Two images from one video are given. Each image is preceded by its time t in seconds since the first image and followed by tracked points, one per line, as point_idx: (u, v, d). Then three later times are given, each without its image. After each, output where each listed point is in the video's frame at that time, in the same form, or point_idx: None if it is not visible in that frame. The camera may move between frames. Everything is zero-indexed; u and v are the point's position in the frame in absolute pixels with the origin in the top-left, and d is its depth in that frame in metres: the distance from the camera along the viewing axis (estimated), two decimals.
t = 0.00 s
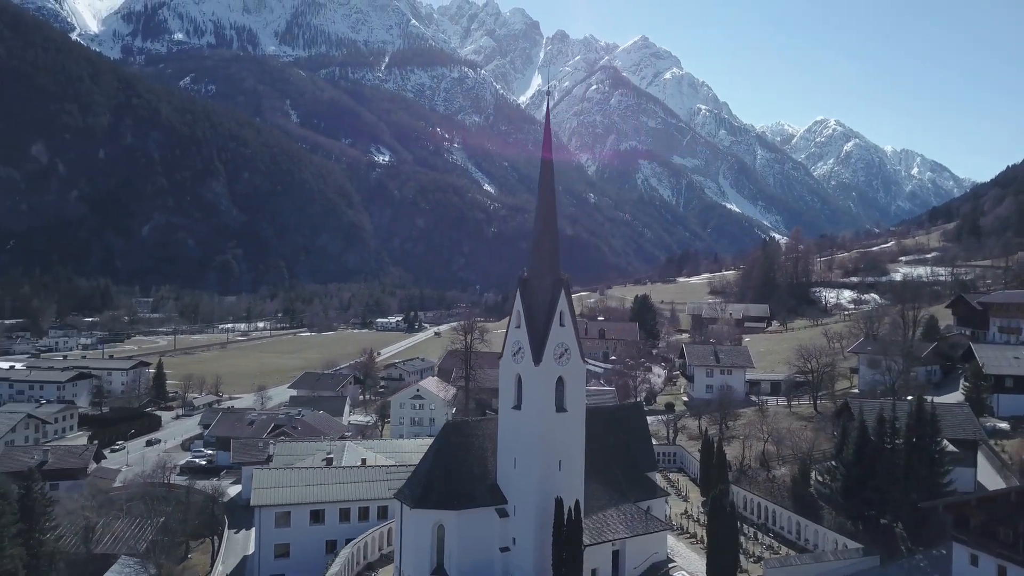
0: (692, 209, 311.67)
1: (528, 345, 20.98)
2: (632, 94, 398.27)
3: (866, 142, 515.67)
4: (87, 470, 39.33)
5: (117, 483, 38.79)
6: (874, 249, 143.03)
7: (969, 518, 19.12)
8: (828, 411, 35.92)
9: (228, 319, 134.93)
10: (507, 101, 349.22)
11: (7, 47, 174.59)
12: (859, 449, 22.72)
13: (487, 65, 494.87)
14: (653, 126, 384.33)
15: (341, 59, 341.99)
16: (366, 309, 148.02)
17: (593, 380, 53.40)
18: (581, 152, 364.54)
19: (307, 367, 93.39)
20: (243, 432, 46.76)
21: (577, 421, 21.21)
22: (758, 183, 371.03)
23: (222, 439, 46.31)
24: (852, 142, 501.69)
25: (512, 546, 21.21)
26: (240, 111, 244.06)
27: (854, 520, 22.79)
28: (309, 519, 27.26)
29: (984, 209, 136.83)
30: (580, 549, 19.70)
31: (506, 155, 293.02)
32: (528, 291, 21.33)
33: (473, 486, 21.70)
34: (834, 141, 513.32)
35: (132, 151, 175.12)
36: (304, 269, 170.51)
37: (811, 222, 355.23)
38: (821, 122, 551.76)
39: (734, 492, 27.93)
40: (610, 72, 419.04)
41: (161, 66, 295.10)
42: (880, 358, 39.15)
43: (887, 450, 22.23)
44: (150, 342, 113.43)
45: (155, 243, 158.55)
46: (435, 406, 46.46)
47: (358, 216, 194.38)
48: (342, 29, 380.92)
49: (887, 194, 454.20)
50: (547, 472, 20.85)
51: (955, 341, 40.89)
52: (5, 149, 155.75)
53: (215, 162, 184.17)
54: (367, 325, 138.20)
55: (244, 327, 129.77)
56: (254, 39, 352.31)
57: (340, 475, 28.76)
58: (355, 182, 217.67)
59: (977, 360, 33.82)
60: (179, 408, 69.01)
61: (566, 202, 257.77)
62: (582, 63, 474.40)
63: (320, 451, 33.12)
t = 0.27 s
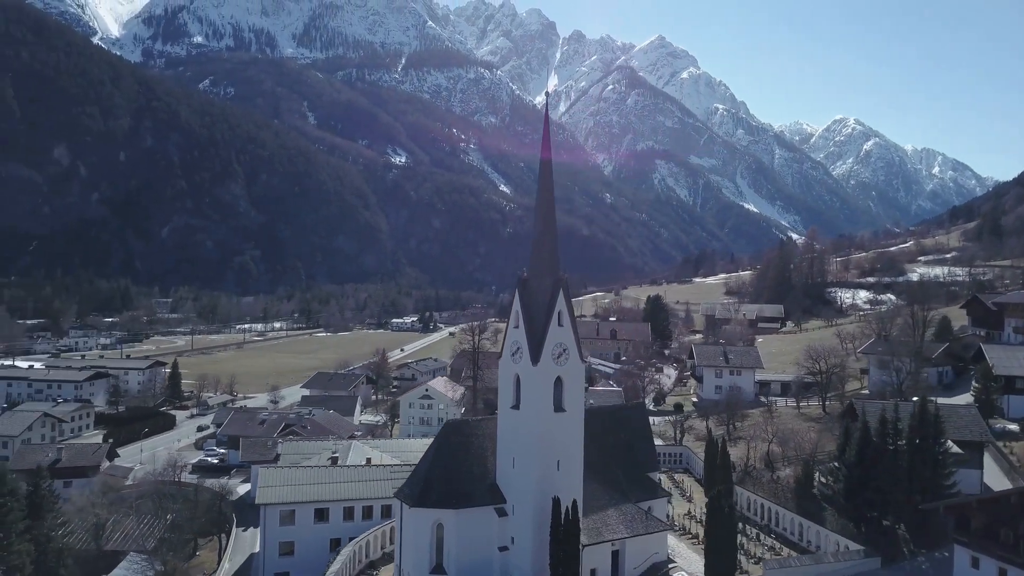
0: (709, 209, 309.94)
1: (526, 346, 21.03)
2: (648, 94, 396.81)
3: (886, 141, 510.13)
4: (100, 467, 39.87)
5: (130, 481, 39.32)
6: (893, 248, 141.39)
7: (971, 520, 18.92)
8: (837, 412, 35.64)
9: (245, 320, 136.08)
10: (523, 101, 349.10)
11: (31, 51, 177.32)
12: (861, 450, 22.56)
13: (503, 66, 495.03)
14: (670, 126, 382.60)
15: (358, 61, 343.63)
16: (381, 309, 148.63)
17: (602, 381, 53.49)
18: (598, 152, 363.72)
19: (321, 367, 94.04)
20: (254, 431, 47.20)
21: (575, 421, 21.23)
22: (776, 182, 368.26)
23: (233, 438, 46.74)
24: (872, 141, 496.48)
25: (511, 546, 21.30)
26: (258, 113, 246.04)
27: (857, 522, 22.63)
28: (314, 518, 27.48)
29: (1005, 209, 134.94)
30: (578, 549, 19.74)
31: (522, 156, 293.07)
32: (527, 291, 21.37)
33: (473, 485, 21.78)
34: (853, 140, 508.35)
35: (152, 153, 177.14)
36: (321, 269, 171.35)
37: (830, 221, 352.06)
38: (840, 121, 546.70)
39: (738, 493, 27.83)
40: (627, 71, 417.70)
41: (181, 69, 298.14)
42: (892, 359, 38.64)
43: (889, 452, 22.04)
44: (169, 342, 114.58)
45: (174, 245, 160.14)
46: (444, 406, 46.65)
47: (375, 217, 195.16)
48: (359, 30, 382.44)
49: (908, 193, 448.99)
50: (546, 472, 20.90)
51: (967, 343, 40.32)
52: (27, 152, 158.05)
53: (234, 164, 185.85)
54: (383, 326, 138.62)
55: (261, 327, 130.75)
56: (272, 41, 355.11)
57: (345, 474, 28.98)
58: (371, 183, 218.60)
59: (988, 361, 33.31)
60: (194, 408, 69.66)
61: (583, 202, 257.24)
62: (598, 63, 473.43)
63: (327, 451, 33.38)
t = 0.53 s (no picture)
0: (730, 209, 307.82)
1: (524, 347, 21.12)
2: (668, 93, 394.42)
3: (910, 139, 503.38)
4: (115, 465, 40.61)
5: (143, 479, 39.85)
6: (916, 248, 139.36)
7: (974, 524, 18.67)
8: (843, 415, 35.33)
9: (265, 320, 137.39)
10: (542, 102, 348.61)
11: (56, 57, 180.42)
12: (864, 453, 22.38)
13: (522, 67, 495.13)
14: (690, 126, 380.20)
15: (378, 63, 345.58)
16: (399, 310, 149.32)
17: (613, 382, 53.51)
18: (617, 152, 362.67)
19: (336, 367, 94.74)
20: (267, 430, 47.80)
21: (573, 421, 21.23)
22: (798, 182, 364.86)
23: (248, 437, 47.38)
24: (896, 140, 490.16)
25: (509, 545, 21.36)
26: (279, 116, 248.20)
27: (859, 525, 22.45)
28: (319, 516, 27.72)
29: None
30: (574, 550, 19.74)
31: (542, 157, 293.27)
32: (525, 290, 21.44)
33: (473, 485, 21.89)
34: (877, 139, 502.19)
35: (174, 156, 179.39)
36: (341, 270, 172.21)
37: (852, 221, 348.24)
38: (863, 119, 540.29)
39: (743, 494, 27.68)
40: (646, 71, 416.07)
41: (204, 72, 301.71)
42: (905, 360, 38.00)
43: (892, 453, 21.87)
44: (189, 342, 115.99)
45: (196, 246, 161.98)
46: (454, 407, 46.82)
47: (394, 218, 195.72)
48: (378, 32, 384.42)
49: (933, 192, 442.63)
50: (545, 471, 20.95)
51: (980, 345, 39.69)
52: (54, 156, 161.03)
53: (255, 166, 187.83)
54: (401, 326, 139.10)
55: (280, 328, 131.91)
56: (293, 44, 358.15)
57: (351, 473, 29.28)
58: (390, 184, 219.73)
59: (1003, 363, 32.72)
60: (211, 407, 70.50)
61: (602, 203, 256.53)
62: (618, 63, 472.12)
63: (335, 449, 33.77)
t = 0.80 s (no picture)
0: (748, 210, 305.86)
1: (523, 348, 21.19)
2: (686, 93, 392.71)
3: (932, 138, 497.36)
4: (127, 465, 41.18)
5: (156, 478, 40.38)
6: (936, 248, 137.69)
7: (974, 527, 18.53)
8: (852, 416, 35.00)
9: (282, 321, 138.35)
10: (558, 102, 348.38)
11: (79, 61, 182.93)
12: (864, 455, 22.25)
13: (539, 68, 495.22)
14: (708, 126, 378.26)
15: (395, 65, 347.12)
16: (415, 311, 149.72)
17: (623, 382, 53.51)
18: (634, 153, 361.48)
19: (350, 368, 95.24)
20: (279, 430, 48.25)
21: (572, 422, 21.30)
22: (817, 182, 361.68)
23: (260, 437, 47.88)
24: (917, 139, 484.43)
25: (508, 546, 21.46)
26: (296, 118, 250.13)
27: (861, 528, 22.34)
28: (323, 515, 27.96)
29: None
30: (572, 549, 19.80)
31: (558, 158, 293.34)
32: (524, 292, 21.52)
33: (472, 485, 22.01)
34: (897, 138, 496.60)
35: (193, 158, 181.18)
36: (358, 271, 173.06)
37: (872, 222, 344.59)
38: (883, 119, 534.65)
39: (746, 496, 27.57)
40: (663, 71, 414.45)
41: (223, 75, 304.63)
42: (916, 362, 37.59)
43: (893, 456, 21.74)
44: (207, 343, 117.12)
45: (215, 247, 163.52)
46: (463, 407, 46.99)
47: (411, 219, 196.31)
48: (395, 34, 385.96)
49: (955, 192, 436.90)
50: (543, 472, 21.03)
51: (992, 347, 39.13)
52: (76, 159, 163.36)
53: (273, 168, 189.33)
54: (416, 327, 139.41)
55: (297, 329, 132.80)
56: (311, 47, 360.73)
57: (355, 473, 29.50)
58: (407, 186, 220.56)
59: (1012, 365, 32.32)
60: (225, 407, 71.18)
61: (618, 204, 255.79)
62: (634, 64, 470.62)
63: (342, 449, 34.09)
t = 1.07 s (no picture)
0: (766, 210, 303.71)
1: (522, 349, 21.30)
2: (703, 93, 390.73)
3: (954, 137, 491.04)
4: (140, 463, 41.75)
5: (168, 476, 40.88)
6: (957, 249, 135.88)
7: (973, 529, 18.38)
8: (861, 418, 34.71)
9: (299, 322, 139.23)
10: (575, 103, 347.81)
11: (100, 65, 185.35)
12: (865, 457, 22.11)
13: (555, 68, 494.80)
14: (725, 126, 375.99)
15: (411, 67, 348.37)
16: (430, 312, 150.09)
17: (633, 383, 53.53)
18: (650, 153, 359.83)
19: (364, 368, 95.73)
20: (290, 430, 48.67)
21: (570, 423, 21.38)
22: (836, 182, 358.35)
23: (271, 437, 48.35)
24: (938, 138, 478.52)
25: (507, 546, 21.59)
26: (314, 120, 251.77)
27: (862, 530, 22.20)
28: (327, 514, 28.24)
29: None
30: (568, 550, 19.90)
31: (574, 159, 293.06)
32: (523, 293, 21.62)
33: (471, 486, 22.14)
34: (919, 137, 490.66)
35: (212, 160, 182.93)
36: (374, 273, 173.82)
37: (893, 221, 340.82)
38: (904, 117, 528.66)
39: (750, 498, 27.48)
40: (680, 71, 412.55)
41: (242, 78, 307.40)
42: (927, 364, 37.19)
43: (894, 458, 21.61)
44: (224, 343, 118.20)
45: (233, 248, 164.99)
46: (471, 407, 47.15)
47: (427, 220, 196.76)
48: (412, 36, 387.17)
49: (978, 191, 431.00)
50: (541, 473, 21.12)
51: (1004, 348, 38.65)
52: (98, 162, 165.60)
53: (291, 170, 190.74)
54: (432, 328, 139.66)
55: (313, 329, 133.70)
56: (328, 49, 362.92)
57: (359, 473, 29.73)
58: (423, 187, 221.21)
59: None
60: (240, 407, 71.83)
61: (635, 205, 254.85)
62: (651, 64, 468.84)
63: (348, 449, 34.36)
